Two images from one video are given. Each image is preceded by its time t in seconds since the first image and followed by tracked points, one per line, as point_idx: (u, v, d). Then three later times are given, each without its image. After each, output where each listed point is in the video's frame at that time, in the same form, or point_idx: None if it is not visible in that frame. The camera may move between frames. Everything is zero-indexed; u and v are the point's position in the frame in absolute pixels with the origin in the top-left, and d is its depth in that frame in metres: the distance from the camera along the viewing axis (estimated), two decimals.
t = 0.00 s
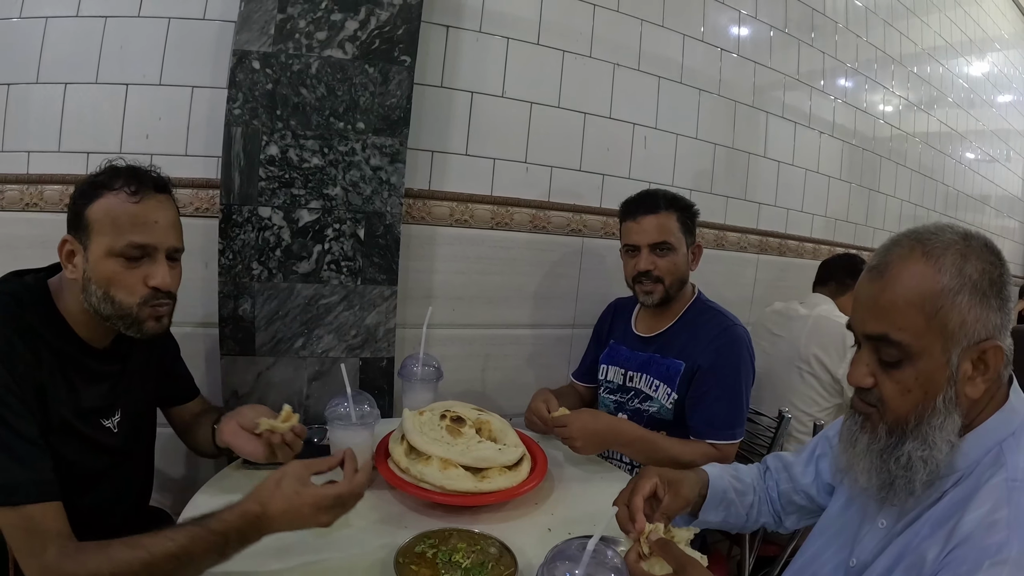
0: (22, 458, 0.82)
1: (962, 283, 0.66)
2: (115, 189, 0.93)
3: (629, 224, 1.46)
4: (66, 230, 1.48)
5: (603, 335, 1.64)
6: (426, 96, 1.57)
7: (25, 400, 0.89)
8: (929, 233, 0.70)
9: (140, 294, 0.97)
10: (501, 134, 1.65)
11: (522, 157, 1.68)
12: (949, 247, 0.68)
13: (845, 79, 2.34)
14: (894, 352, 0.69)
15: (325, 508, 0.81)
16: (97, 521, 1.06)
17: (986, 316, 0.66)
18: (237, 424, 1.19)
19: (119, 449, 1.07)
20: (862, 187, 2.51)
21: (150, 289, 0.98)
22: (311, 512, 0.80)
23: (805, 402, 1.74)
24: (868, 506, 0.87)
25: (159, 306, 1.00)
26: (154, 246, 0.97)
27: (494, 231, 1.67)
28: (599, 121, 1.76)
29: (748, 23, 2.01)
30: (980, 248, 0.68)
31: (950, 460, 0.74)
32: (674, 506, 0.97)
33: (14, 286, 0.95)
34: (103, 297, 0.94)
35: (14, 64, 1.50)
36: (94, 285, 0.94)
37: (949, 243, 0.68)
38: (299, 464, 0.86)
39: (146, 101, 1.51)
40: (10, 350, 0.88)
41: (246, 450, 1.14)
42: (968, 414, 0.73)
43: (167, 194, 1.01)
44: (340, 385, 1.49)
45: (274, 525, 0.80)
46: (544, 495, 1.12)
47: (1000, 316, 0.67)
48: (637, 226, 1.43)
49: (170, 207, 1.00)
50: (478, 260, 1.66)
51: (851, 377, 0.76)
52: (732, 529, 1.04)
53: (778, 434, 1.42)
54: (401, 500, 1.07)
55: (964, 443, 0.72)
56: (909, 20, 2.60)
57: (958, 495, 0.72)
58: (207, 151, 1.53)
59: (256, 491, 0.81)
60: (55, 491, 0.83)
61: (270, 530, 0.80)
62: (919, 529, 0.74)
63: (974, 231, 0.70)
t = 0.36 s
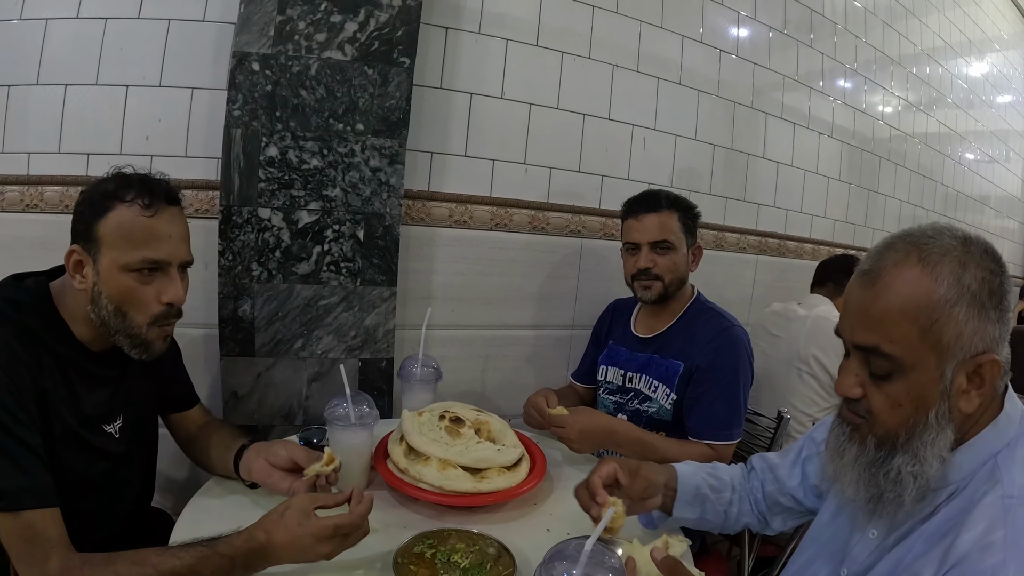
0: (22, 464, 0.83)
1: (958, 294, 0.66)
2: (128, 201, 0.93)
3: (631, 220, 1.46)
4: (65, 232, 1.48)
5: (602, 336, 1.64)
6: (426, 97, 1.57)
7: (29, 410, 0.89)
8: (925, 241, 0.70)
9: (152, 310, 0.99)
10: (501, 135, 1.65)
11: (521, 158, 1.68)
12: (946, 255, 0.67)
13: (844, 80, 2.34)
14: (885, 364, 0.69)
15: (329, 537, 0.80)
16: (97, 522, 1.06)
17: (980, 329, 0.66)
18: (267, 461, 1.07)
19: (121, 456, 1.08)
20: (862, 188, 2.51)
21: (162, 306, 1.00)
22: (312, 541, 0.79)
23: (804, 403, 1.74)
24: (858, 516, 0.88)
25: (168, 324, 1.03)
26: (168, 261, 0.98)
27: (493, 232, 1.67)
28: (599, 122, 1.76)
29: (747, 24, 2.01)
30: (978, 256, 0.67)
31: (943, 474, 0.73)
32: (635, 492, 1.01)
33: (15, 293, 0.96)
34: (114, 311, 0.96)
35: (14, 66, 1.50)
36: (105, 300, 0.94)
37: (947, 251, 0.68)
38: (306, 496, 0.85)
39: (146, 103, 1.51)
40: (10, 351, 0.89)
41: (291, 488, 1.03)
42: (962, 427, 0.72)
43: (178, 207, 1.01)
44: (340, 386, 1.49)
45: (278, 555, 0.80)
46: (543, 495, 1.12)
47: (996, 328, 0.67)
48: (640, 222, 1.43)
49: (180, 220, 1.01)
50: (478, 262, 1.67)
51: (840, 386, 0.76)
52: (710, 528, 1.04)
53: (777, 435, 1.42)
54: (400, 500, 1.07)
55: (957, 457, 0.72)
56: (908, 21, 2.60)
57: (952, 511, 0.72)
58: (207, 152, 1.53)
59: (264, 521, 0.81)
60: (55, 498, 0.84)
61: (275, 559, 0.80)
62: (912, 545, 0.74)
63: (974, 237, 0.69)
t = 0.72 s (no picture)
0: (24, 465, 0.83)
1: (946, 313, 0.65)
2: (137, 208, 0.94)
3: (631, 222, 1.47)
4: (67, 232, 1.49)
5: (603, 337, 1.64)
6: (427, 98, 1.57)
7: (33, 411, 0.90)
8: (912, 254, 0.69)
9: (161, 315, 0.99)
10: (501, 137, 1.65)
11: (522, 160, 1.68)
12: (934, 270, 0.66)
13: (845, 81, 2.34)
14: (871, 386, 0.69)
15: (329, 539, 0.80)
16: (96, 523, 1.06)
17: (969, 349, 0.65)
18: (271, 465, 1.07)
19: (125, 458, 1.08)
20: (862, 189, 2.51)
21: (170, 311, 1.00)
22: (313, 543, 0.79)
23: (805, 405, 1.74)
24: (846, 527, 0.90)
25: (179, 326, 1.03)
26: (177, 270, 0.98)
27: (494, 234, 1.67)
28: (599, 124, 1.77)
29: (747, 25, 2.01)
30: (968, 270, 0.66)
31: (936, 491, 0.75)
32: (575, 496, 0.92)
33: (18, 290, 0.96)
34: (124, 317, 0.96)
35: (16, 67, 1.51)
36: (114, 306, 0.95)
37: (934, 265, 0.67)
38: (308, 499, 0.85)
39: (147, 104, 1.52)
40: (13, 352, 0.89)
41: (297, 491, 1.03)
42: (952, 445, 0.72)
43: (187, 215, 1.02)
44: (341, 387, 1.50)
45: (279, 557, 0.80)
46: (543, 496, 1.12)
47: (986, 346, 0.66)
48: (641, 225, 1.44)
49: (191, 229, 1.01)
50: (478, 263, 1.67)
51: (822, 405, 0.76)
52: (670, 520, 1.02)
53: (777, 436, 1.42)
54: (400, 501, 1.07)
55: (950, 473, 0.73)
56: (909, 22, 2.60)
57: (949, 528, 0.73)
58: (208, 153, 1.53)
59: (265, 523, 0.82)
60: (56, 499, 0.84)
61: (276, 561, 0.80)
62: (907, 563, 0.75)
63: (964, 248, 0.68)
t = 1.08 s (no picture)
0: (27, 466, 0.83)
1: (939, 323, 0.65)
2: (145, 211, 0.94)
3: (633, 230, 1.47)
4: (70, 234, 1.49)
5: (608, 337, 1.65)
6: (431, 100, 1.57)
7: (36, 412, 0.90)
8: (901, 262, 0.68)
9: (166, 319, 0.99)
10: (504, 139, 1.65)
11: (526, 161, 1.68)
12: (925, 278, 0.66)
13: (848, 83, 2.34)
14: (863, 399, 0.68)
15: (334, 542, 0.79)
16: (99, 525, 1.06)
17: (962, 359, 0.66)
18: (276, 466, 1.07)
19: (127, 459, 1.08)
20: (865, 191, 2.51)
21: (175, 315, 1.00)
22: (317, 547, 0.79)
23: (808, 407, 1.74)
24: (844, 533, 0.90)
25: (181, 330, 1.03)
26: (184, 272, 0.98)
27: (498, 235, 1.67)
28: (603, 126, 1.77)
29: (751, 27, 2.01)
30: (961, 277, 0.66)
31: (934, 501, 0.75)
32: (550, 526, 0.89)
33: (20, 291, 0.96)
34: (129, 320, 0.96)
35: (20, 68, 1.51)
36: (120, 307, 0.95)
37: (926, 273, 0.66)
38: (312, 502, 0.85)
39: (151, 106, 1.51)
40: (18, 353, 0.89)
41: (303, 492, 1.02)
42: (947, 454, 0.72)
43: (194, 219, 1.02)
44: (345, 389, 1.50)
45: (283, 560, 0.80)
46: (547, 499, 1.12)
47: (980, 354, 0.66)
48: (642, 234, 1.43)
49: (197, 233, 1.01)
50: (482, 265, 1.67)
51: (814, 417, 0.76)
52: (658, 522, 1.02)
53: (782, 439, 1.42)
54: (404, 503, 1.07)
55: (946, 483, 0.73)
56: (911, 24, 2.60)
57: (946, 538, 0.73)
58: (211, 155, 1.53)
59: (269, 525, 0.82)
60: (59, 499, 0.84)
61: (279, 564, 0.80)
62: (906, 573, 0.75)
63: (957, 255, 0.68)
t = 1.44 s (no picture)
0: (28, 465, 0.82)
1: (942, 325, 0.64)
2: (150, 211, 0.93)
3: (643, 227, 1.45)
4: (71, 233, 1.48)
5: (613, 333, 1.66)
6: (433, 99, 1.57)
7: (36, 411, 0.89)
8: (904, 263, 0.68)
9: (169, 318, 0.98)
10: (507, 139, 1.65)
11: (528, 161, 1.68)
12: (928, 280, 0.65)
13: (851, 83, 2.34)
14: (864, 403, 0.68)
15: (336, 545, 0.78)
16: (99, 525, 1.06)
17: (965, 362, 0.65)
18: (278, 465, 1.06)
19: (128, 459, 1.07)
20: (867, 191, 2.50)
21: (178, 314, 1.00)
22: (320, 549, 0.78)
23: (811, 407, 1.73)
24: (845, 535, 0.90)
25: (186, 328, 1.03)
26: (187, 274, 0.98)
27: (500, 235, 1.67)
28: (606, 125, 1.76)
29: (753, 27, 2.01)
30: (965, 278, 0.66)
31: (938, 504, 0.74)
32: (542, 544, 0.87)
33: (20, 290, 0.96)
34: (131, 319, 0.96)
35: (20, 66, 1.50)
36: (123, 306, 0.94)
37: (928, 274, 0.66)
38: (314, 504, 0.84)
39: (152, 104, 1.51)
40: (18, 352, 0.88)
41: (307, 492, 1.01)
42: (950, 457, 0.72)
43: (199, 220, 1.01)
44: (346, 389, 1.49)
45: (286, 562, 0.79)
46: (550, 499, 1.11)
47: (984, 357, 0.66)
48: (654, 229, 1.42)
49: (201, 233, 1.01)
50: (484, 264, 1.66)
51: (815, 421, 0.75)
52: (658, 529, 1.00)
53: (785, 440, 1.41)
54: (406, 504, 1.06)
55: (949, 485, 0.72)
56: (914, 23, 2.59)
57: (950, 542, 0.73)
58: (213, 153, 1.53)
59: (271, 527, 0.82)
60: (59, 499, 0.84)
61: (282, 564, 0.79)
62: None
63: (960, 255, 0.68)
